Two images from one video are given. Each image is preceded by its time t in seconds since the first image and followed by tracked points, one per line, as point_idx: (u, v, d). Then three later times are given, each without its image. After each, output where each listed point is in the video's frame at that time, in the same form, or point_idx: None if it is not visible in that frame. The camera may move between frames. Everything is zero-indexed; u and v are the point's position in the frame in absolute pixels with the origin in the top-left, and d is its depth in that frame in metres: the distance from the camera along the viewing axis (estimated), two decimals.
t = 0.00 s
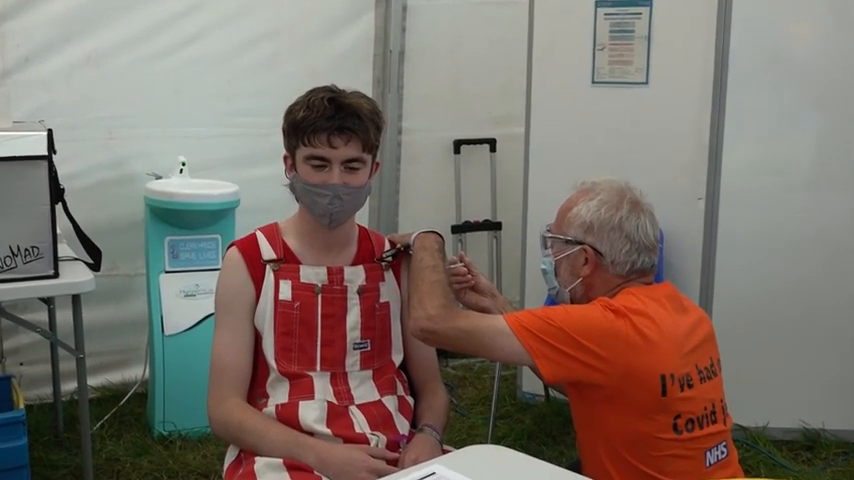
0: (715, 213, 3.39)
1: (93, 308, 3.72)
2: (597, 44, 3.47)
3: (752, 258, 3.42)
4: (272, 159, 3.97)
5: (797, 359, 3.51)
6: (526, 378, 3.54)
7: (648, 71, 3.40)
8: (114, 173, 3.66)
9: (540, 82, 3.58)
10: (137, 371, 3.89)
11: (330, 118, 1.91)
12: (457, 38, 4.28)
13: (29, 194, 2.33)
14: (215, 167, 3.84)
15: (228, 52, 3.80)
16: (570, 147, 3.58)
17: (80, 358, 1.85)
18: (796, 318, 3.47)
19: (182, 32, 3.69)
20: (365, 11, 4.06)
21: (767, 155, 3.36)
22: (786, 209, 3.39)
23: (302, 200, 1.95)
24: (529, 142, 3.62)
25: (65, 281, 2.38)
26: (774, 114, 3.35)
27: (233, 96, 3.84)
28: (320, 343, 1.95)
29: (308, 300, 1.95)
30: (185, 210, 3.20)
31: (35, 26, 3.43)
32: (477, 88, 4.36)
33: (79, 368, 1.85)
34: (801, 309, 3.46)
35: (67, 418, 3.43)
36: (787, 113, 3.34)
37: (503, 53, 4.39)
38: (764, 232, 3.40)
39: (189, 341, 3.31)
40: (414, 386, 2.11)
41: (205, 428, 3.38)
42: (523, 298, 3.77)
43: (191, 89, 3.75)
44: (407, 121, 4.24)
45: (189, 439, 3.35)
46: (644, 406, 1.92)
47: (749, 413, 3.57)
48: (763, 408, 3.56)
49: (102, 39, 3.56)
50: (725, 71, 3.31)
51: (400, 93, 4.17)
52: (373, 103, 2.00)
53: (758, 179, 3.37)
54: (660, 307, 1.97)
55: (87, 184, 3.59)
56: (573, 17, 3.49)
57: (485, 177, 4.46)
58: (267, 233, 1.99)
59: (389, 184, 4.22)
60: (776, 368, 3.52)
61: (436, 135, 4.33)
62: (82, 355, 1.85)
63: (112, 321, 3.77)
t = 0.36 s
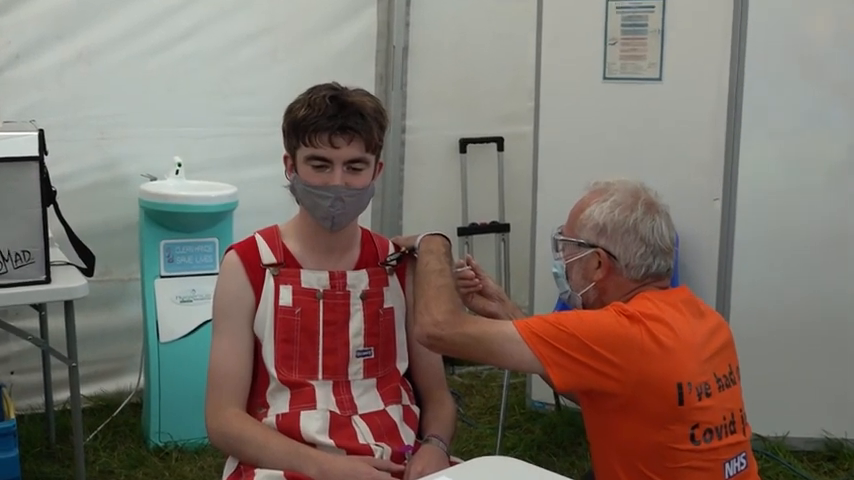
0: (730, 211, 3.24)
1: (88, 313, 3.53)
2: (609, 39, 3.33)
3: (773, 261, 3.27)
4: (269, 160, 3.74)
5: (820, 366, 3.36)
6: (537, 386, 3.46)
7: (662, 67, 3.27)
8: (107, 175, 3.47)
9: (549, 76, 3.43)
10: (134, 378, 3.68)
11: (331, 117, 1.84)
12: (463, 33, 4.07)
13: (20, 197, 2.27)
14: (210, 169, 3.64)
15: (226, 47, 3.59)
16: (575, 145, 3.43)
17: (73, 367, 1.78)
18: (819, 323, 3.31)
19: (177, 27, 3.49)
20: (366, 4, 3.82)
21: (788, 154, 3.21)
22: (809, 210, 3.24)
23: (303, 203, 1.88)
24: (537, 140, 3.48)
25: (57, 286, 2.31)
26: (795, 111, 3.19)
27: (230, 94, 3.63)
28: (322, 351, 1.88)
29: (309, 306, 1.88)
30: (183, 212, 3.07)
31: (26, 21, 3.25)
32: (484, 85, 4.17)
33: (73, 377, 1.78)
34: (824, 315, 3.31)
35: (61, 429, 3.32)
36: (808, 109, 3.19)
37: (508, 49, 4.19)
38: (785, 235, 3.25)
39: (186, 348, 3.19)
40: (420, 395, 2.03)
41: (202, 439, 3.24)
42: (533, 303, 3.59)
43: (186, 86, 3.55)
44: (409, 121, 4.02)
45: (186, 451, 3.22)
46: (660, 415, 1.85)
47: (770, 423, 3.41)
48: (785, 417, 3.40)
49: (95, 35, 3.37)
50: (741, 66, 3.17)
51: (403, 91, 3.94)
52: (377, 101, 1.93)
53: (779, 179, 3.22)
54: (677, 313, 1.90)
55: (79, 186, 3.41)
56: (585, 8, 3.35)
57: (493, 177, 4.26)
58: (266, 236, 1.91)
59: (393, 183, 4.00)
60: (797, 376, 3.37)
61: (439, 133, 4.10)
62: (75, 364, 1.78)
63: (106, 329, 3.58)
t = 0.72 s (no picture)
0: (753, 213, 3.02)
1: (78, 319, 3.28)
2: (625, 31, 3.06)
3: (803, 265, 3.07)
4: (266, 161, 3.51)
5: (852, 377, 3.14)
6: (549, 397, 3.36)
7: (680, 61, 3.02)
8: (94, 175, 3.22)
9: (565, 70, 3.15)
10: (125, 388, 3.43)
11: (333, 112, 1.76)
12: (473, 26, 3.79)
13: (7, 198, 2.19)
14: (205, 168, 3.40)
15: (223, 42, 3.36)
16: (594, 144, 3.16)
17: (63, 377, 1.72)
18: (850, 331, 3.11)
19: (171, 21, 3.26)
20: None
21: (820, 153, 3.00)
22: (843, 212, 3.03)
23: (304, 202, 1.80)
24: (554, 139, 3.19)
25: (45, 292, 2.22)
26: (830, 107, 2.98)
27: (227, 89, 3.39)
28: (325, 359, 1.79)
29: (312, 312, 1.79)
30: (179, 215, 2.78)
31: (14, 14, 3.02)
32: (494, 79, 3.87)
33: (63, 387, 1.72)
34: None
35: (48, 442, 3.13)
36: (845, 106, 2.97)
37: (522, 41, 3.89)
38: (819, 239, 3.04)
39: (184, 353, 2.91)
40: (427, 405, 1.93)
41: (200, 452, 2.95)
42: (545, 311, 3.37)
43: (180, 81, 3.31)
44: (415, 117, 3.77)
45: (181, 464, 2.93)
46: (680, 427, 1.75)
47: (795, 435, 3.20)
48: (813, 430, 3.19)
49: (87, 26, 3.13)
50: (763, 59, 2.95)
51: (408, 84, 3.71)
52: (383, 97, 1.84)
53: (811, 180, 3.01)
54: (698, 320, 1.80)
55: (66, 186, 3.16)
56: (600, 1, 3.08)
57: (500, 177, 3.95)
58: (266, 239, 1.82)
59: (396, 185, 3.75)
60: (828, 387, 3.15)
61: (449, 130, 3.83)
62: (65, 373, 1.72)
63: (92, 338, 3.33)
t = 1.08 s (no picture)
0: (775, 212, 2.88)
1: (66, 328, 3.15)
2: (640, 23, 2.93)
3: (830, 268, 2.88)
4: (261, 159, 3.37)
5: None
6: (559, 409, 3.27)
7: (697, 55, 2.90)
8: (79, 176, 3.09)
9: (575, 63, 3.00)
10: (114, 399, 3.31)
11: (334, 108, 1.68)
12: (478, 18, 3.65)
13: None
14: (200, 169, 3.27)
15: (217, 35, 3.22)
16: (603, 140, 3.03)
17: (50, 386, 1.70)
18: None
19: (162, 13, 3.12)
20: None
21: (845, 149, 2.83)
22: None
23: (303, 203, 1.71)
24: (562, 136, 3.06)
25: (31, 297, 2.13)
26: None
27: (223, 85, 3.26)
28: (326, 369, 1.70)
29: (312, 320, 1.70)
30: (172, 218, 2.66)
31: None
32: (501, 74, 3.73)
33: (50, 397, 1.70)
34: None
35: (34, 456, 3.01)
36: None
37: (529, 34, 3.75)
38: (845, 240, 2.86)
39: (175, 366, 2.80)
40: (433, 418, 1.84)
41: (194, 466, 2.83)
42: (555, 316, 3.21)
43: (174, 77, 3.18)
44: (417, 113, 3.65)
45: None
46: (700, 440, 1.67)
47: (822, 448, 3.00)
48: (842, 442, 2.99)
49: (73, 20, 3.01)
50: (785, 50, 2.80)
51: (412, 80, 3.57)
52: (386, 93, 1.75)
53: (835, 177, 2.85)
54: (719, 327, 1.71)
55: (54, 188, 3.05)
56: None
57: (509, 177, 3.85)
58: (264, 243, 1.74)
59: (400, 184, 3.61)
60: None
61: (455, 127, 3.71)
62: (51, 382, 1.71)
63: (83, 345, 3.21)
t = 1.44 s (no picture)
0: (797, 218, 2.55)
1: (51, 338, 3.07)
2: (654, 17, 2.72)
3: None
4: (258, 161, 3.29)
5: None
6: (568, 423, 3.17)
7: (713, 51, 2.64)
8: (62, 179, 2.98)
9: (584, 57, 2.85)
10: (100, 413, 3.24)
11: (334, 108, 1.59)
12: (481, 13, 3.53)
13: None
14: (192, 170, 3.17)
15: (210, 30, 3.12)
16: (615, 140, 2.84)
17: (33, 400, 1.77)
18: None
19: (152, 8, 3.02)
20: None
21: None
22: None
23: (301, 207, 1.62)
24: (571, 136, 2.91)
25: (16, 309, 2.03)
26: None
27: (215, 83, 3.16)
28: (325, 382, 1.62)
29: (310, 330, 1.62)
30: (161, 222, 2.51)
31: None
32: (508, 71, 3.63)
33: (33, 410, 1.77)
34: None
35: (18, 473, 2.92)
36: None
37: (535, 29, 3.65)
38: None
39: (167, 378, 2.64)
40: (438, 433, 1.75)
41: None
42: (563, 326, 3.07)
43: (163, 75, 3.08)
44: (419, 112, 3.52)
45: None
46: (721, 455, 1.58)
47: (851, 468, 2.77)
48: None
49: (59, 14, 2.89)
50: (805, 43, 2.49)
51: (414, 78, 3.44)
52: (389, 91, 1.67)
53: None
54: (741, 337, 1.63)
55: (39, 190, 2.95)
56: None
57: (516, 178, 3.75)
58: (260, 249, 1.65)
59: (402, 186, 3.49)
60: None
61: (459, 127, 3.60)
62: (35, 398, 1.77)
63: (70, 356, 3.12)
